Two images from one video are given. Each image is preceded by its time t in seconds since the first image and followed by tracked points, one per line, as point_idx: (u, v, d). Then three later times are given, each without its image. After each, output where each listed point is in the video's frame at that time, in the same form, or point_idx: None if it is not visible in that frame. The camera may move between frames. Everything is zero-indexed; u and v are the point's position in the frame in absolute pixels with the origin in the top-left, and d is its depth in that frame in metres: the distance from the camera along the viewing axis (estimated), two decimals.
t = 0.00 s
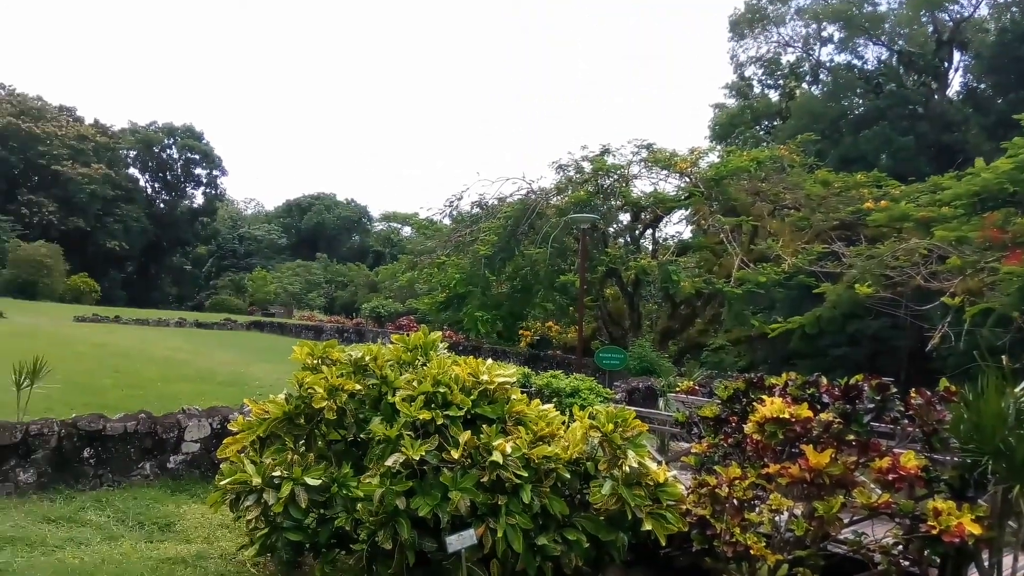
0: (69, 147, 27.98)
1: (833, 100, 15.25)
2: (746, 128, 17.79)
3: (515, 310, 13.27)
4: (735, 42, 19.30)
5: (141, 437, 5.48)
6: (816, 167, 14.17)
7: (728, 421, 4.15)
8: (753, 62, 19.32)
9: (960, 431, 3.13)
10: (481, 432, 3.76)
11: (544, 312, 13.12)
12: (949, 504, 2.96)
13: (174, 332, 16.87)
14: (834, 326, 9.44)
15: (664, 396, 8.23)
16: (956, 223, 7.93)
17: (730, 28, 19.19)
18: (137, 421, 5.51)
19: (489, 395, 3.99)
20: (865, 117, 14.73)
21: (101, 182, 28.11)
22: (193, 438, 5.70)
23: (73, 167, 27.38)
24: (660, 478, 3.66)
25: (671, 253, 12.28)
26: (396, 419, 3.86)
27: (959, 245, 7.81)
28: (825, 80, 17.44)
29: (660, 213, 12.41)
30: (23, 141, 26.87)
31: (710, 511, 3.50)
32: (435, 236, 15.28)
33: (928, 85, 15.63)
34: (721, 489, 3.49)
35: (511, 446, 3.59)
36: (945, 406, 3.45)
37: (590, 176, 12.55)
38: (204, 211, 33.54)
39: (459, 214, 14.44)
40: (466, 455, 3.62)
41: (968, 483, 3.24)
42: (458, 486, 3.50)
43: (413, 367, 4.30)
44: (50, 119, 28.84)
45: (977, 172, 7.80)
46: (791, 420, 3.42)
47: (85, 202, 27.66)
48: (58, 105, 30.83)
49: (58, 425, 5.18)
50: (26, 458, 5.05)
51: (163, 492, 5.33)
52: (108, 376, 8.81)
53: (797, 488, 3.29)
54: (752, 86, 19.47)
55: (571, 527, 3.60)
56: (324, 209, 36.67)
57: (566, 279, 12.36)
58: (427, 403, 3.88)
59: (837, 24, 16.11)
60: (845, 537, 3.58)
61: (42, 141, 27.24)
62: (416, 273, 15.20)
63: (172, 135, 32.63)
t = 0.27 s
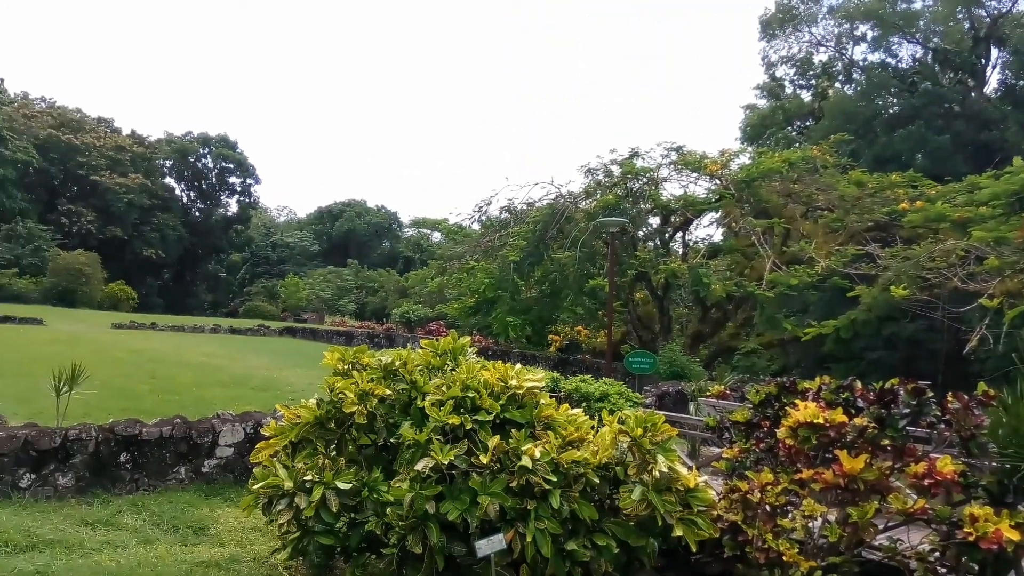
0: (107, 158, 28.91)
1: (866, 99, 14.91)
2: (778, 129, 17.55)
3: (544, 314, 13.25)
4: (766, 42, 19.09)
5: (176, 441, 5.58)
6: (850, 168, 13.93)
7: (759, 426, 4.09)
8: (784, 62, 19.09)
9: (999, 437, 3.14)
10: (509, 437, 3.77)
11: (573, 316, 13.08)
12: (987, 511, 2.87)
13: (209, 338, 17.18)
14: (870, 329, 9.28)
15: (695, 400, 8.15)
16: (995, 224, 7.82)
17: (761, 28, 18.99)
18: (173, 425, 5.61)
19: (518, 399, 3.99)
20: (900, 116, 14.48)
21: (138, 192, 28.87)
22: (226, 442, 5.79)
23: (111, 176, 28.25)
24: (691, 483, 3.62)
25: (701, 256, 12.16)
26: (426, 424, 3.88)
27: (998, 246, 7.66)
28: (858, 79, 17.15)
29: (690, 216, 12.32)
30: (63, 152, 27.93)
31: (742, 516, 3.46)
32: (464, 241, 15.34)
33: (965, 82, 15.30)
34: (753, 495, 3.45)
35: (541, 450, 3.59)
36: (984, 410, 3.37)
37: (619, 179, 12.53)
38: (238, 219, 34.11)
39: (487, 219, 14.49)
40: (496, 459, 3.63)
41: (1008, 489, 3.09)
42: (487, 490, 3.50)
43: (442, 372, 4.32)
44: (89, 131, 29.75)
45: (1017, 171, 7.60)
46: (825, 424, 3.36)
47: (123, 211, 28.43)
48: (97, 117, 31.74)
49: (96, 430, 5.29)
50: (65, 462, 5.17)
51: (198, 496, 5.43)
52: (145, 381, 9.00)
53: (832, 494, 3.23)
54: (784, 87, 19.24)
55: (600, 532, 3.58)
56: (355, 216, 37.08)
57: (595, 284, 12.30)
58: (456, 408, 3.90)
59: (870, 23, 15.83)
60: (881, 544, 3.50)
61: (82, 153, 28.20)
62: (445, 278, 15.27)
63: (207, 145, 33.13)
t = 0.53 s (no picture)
0: (113, 160, 29.09)
1: (872, 98, 14.93)
2: (783, 129, 17.50)
3: (549, 314, 13.25)
4: (770, 42, 19.05)
5: (181, 442, 5.60)
6: (855, 167, 13.88)
7: (764, 426, 4.08)
8: (789, 61, 19.05)
9: (1005, 436, 3.16)
10: (513, 437, 3.77)
11: (577, 317, 13.07)
12: (991, 509, 2.87)
13: (215, 339, 17.24)
14: (875, 329, 9.24)
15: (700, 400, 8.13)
16: (1000, 223, 7.80)
17: (764, 28, 18.95)
18: (178, 426, 5.63)
19: (522, 400, 3.99)
20: (905, 115, 14.46)
21: (143, 194, 29.02)
22: (231, 443, 5.81)
23: (117, 178, 28.42)
24: (695, 483, 3.61)
25: (706, 256, 12.18)
26: (429, 424, 3.88)
27: (1004, 244, 7.62)
28: (863, 79, 17.11)
29: (694, 216, 12.31)
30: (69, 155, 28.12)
31: (746, 517, 3.46)
32: (469, 242, 15.37)
33: (970, 81, 15.24)
34: (758, 495, 3.44)
35: (544, 451, 3.58)
36: (988, 409, 3.35)
37: (624, 179, 12.58)
38: (243, 220, 34.19)
39: (492, 220, 14.51)
40: (499, 460, 3.62)
41: (1013, 489, 3.14)
42: (491, 491, 3.50)
43: (446, 373, 4.32)
44: (95, 133, 29.93)
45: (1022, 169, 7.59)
46: (829, 425, 3.35)
47: (128, 213, 28.56)
48: (102, 120, 31.91)
49: (101, 432, 5.31)
50: (70, 463, 5.19)
51: (203, 497, 5.44)
52: (150, 383, 9.02)
53: (836, 494, 3.21)
54: (788, 86, 19.21)
55: (605, 532, 3.57)
56: (360, 216, 37.13)
57: (600, 284, 12.30)
58: (460, 408, 3.90)
59: (874, 22, 15.79)
60: (886, 544, 3.47)
61: (87, 155, 28.38)
62: (450, 279, 15.28)
63: (212, 146, 33.19)
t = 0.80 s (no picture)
0: (142, 162, 29.61)
1: (900, 96, 14.69)
2: (809, 128, 17.29)
3: (571, 315, 13.22)
4: (795, 40, 18.84)
5: (207, 440, 5.68)
6: (882, 166, 13.66)
7: (788, 428, 4.04)
8: (815, 59, 18.83)
9: None
10: (534, 437, 3.77)
11: (600, 317, 13.01)
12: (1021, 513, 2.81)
13: (241, 339, 17.45)
14: (903, 330, 9.09)
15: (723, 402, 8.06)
16: None
17: (790, 26, 18.74)
18: (204, 425, 5.72)
19: (543, 400, 3.99)
20: (934, 114, 14.29)
21: (171, 196, 29.50)
22: (256, 442, 5.88)
23: (145, 181, 28.94)
24: (717, 484, 3.58)
25: (729, 256, 12.15)
26: (451, 424, 3.90)
27: None
28: (891, 77, 16.86)
29: (718, 216, 12.21)
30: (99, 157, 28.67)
31: (770, 519, 3.42)
32: (491, 243, 15.41)
33: (1001, 78, 14.93)
34: (781, 497, 3.41)
35: (565, 451, 3.58)
36: (1018, 411, 3.28)
37: (647, 179, 12.58)
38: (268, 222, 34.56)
39: (514, 220, 14.56)
40: (520, 460, 3.63)
41: None
42: (512, 491, 3.51)
43: (468, 373, 4.34)
44: (124, 136, 30.48)
45: None
46: (854, 426, 3.31)
47: (156, 214, 29.04)
48: (131, 123, 32.48)
49: (129, 430, 5.40)
50: (98, 461, 5.27)
51: (228, 495, 5.52)
52: (178, 382, 9.16)
53: (861, 496, 3.17)
54: (814, 84, 18.98)
55: (626, 533, 3.56)
56: (383, 218, 37.37)
57: (622, 284, 12.22)
58: (482, 408, 3.91)
59: (902, 19, 15.54)
60: (913, 548, 3.42)
61: (117, 158, 28.92)
62: (472, 279, 15.33)
63: (239, 148, 33.76)
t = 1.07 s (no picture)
0: (162, 166, 30.01)
1: (920, 92, 14.51)
2: (828, 124, 17.08)
3: (589, 314, 13.19)
4: (813, 36, 18.65)
5: (229, 441, 5.75)
6: (902, 162, 13.47)
7: (809, 427, 4.00)
8: (833, 55, 18.64)
9: None
10: (554, 438, 3.77)
11: (618, 317, 12.96)
12: None
13: (261, 341, 17.61)
14: (925, 328, 8.96)
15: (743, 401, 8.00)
16: None
17: (807, 22, 18.57)
18: (226, 426, 5.78)
19: (562, 400, 3.99)
20: (953, 109, 14.21)
21: (191, 199, 29.87)
22: (278, 443, 5.94)
23: (166, 184, 29.32)
24: (738, 485, 3.56)
25: (749, 254, 12.04)
26: (470, 425, 3.91)
27: None
28: (911, 71, 16.66)
29: (737, 214, 12.13)
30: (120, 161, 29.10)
31: (792, 519, 3.40)
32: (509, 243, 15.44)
33: None
34: (803, 497, 3.39)
35: (584, 451, 3.58)
36: None
37: (664, 178, 12.53)
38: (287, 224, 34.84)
39: (531, 221, 14.60)
40: (540, 460, 3.63)
41: None
42: (532, 491, 3.51)
43: (486, 373, 4.34)
44: (144, 140, 30.88)
45: None
46: (876, 425, 3.28)
47: (177, 218, 29.40)
48: (152, 127, 32.91)
49: (153, 431, 5.48)
50: (123, 462, 5.35)
51: (251, 495, 5.58)
52: (200, 384, 9.28)
53: (884, 496, 3.14)
54: (833, 80, 18.79)
55: (647, 534, 3.55)
56: (401, 218, 37.49)
57: (640, 283, 12.15)
58: (500, 409, 3.92)
59: (921, 14, 15.34)
60: (938, 548, 3.38)
61: (137, 161, 29.33)
62: (490, 279, 15.35)
63: (257, 151, 33.99)
